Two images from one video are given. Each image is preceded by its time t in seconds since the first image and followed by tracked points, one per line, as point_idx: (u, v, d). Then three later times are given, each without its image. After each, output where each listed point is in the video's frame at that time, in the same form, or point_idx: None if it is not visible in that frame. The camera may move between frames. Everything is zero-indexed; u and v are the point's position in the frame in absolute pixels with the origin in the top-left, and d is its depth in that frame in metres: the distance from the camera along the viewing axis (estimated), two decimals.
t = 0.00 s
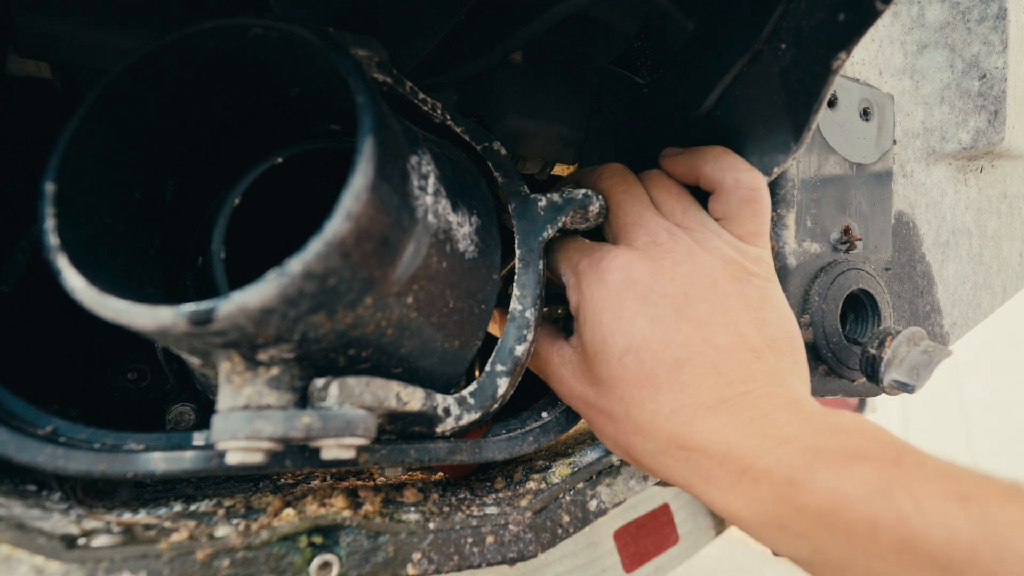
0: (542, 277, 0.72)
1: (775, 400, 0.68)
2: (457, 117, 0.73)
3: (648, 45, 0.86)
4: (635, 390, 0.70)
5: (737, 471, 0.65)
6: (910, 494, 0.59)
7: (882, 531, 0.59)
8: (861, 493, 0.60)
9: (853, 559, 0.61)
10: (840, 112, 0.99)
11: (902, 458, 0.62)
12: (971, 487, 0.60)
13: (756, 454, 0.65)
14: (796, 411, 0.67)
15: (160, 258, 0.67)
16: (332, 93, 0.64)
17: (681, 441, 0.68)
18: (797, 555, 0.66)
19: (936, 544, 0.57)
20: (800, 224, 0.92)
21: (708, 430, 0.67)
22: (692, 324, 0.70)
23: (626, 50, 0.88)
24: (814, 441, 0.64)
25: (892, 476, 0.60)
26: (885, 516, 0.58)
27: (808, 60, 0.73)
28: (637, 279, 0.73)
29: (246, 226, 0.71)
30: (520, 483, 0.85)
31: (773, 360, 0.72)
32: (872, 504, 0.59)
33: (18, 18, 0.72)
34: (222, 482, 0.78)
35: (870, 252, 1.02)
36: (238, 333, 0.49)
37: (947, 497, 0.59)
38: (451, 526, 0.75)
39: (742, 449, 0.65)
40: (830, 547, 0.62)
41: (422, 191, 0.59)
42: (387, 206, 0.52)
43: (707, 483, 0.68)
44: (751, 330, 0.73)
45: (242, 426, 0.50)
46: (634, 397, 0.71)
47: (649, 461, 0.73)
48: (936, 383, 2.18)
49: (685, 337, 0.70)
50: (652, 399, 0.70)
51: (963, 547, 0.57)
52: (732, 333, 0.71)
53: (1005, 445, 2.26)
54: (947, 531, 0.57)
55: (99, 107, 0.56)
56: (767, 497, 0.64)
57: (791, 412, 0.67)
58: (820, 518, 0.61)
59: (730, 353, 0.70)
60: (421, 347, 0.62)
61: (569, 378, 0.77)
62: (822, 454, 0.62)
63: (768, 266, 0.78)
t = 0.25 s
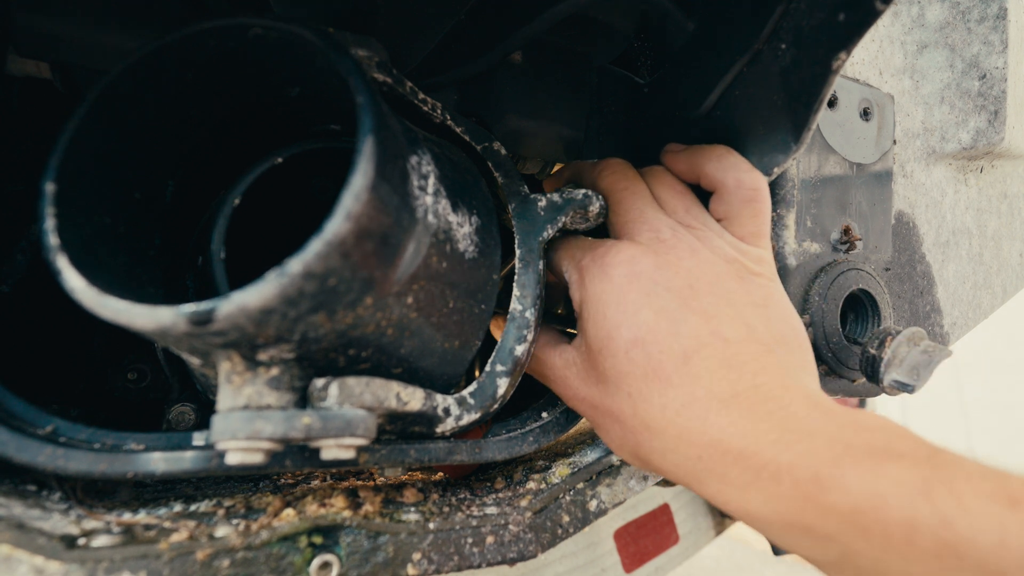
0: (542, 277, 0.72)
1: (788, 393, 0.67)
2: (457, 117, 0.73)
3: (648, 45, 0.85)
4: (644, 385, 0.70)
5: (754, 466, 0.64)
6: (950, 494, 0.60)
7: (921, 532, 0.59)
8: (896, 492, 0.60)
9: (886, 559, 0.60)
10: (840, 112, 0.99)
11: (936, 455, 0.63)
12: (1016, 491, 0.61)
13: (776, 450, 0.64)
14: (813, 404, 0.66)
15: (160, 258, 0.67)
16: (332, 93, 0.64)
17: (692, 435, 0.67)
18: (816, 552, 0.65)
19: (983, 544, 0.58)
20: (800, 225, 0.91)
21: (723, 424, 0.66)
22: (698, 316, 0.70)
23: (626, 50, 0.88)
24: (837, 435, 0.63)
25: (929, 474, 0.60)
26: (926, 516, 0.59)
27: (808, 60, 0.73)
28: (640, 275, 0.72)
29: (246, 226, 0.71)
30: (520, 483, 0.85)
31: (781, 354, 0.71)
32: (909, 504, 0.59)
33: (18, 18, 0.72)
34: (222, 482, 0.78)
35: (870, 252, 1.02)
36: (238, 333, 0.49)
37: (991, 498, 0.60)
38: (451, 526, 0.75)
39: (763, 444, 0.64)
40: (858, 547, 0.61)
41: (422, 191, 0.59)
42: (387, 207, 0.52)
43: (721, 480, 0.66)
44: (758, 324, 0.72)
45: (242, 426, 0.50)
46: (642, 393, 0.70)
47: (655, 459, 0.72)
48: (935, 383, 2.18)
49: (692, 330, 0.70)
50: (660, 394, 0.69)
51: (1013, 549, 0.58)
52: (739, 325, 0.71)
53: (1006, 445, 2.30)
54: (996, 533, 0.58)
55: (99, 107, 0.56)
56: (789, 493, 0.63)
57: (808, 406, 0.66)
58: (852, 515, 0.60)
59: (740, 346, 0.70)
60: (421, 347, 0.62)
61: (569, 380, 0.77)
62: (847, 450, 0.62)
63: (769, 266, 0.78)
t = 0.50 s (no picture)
0: (542, 277, 0.72)
1: (788, 397, 0.67)
2: (457, 117, 0.73)
3: (648, 45, 0.86)
4: (643, 396, 0.70)
5: (759, 479, 0.65)
6: (953, 512, 0.60)
7: (926, 550, 0.60)
8: (900, 510, 0.60)
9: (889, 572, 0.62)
10: (840, 112, 0.99)
11: (940, 467, 0.63)
12: (1019, 504, 0.62)
13: (781, 462, 0.64)
14: (816, 409, 0.66)
15: (160, 258, 0.67)
16: (332, 93, 0.64)
17: (693, 446, 0.68)
18: (819, 559, 0.66)
19: (984, 561, 0.59)
20: (800, 225, 0.91)
21: (722, 434, 0.66)
22: (692, 324, 0.70)
23: (626, 50, 0.89)
24: (842, 447, 0.63)
25: (934, 491, 0.61)
26: (929, 535, 0.60)
27: (808, 60, 0.73)
28: (633, 283, 0.74)
29: (246, 226, 0.71)
30: (520, 483, 0.85)
31: (782, 354, 0.71)
32: (913, 523, 0.60)
33: (18, 18, 0.72)
34: (222, 482, 0.78)
35: (870, 252, 1.02)
36: (238, 333, 0.49)
37: (996, 514, 0.61)
38: (451, 526, 0.75)
39: (765, 456, 0.64)
40: (863, 560, 0.62)
41: (422, 191, 0.59)
42: (387, 206, 0.52)
43: (724, 489, 0.67)
44: (756, 325, 0.72)
45: (242, 426, 0.50)
46: (643, 404, 0.70)
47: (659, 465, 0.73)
48: (935, 383, 2.18)
49: (686, 339, 0.69)
50: (659, 404, 0.69)
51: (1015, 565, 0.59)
52: (736, 329, 0.71)
53: (1005, 445, 2.28)
54: (998, 550, 0.59)
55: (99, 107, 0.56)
56: (794, 506, 0.63)
57: (811, 412, 0.66)
58: (857, 532, 0.61)
59: (735, 352, 0.69)
60: (421, 347, 0.62)
61: (574, 389, 0.78)
62: (853, 465, 0.62)
63: (767, 264, 0.78)
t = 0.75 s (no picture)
0: (541, 277, 0.72)
1: (768, 387, 0.65)
2: (457, 117, 0.73)
3: (648, 45, 0.86)
4: (624, 386, 0.71)
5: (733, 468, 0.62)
6: (942, 506, 0.55)
7: (913, 547, 0.55)
8: (881, 502, 0.56)
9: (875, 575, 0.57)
10: (840, 112, 0.99)
11: (927, 460, 0.58)
12: (1013, 500, 0.56)
13: (756, 451, 0.61)
14: (800, 401, 0.64)
15: (160, 258, 0.67)
16: (332, 93, 0.64)
17: (670, 435, 0.67)
18: (806, 564, 0.62)
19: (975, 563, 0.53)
20: (800, 225, 0.91)
21: (698, 422, 0.65)
22: (672, 315, 0.71)
23: (626, 50, 0.89)
24: (821, 437, 0.60)
25: (919, 482, 0.56)
26: (915, 531, 0.55)
27: (808, 60, 0.73)
28: (618, 283, 0.75)
29: (246, 226, 0.71)
30: (520, 483, 0.85)
31: (768, 350, 0.69)
32: (897, 516, 0.55)
33: (18, 18, 0.72)
34: (222, 482, 0.78)
35: (870, 252, 1.02)
36: (238, 333, 0.49)
37: (988, 510, 0.55)
38: (451, 526, 0.75)
39: (740, 445, 0.62)
40: (845, 560, 0.58)
41: (422, 191, 0.59)
42: (387, 206, 0.52)
43: (702, 481, 0.65)
44: (740, 321, 0.71)
45: (242, 426, 0.50)
46: (623, 395, 0.71)
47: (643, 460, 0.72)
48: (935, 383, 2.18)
49: (667, 329, 0.70)
50: (638, 393, 0.70)
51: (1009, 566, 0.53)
52: (719, 324, 0.71)
53: (1005, 446, 2.28)
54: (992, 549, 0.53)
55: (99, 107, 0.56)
56: (771, 498, 0.60)
57: (789, 402, 0.64)
58: (835, 526, 0.57)
59: (715, 342, 0.69)
60: (421, 347, 0.62)
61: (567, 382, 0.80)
62: (832, 454, 0.59)
63: (759, 270, 0.77)
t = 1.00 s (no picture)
0: (541, 277, 0.72)
1: (761, 399, 0.65)
2: (457, 117, 0.73)
3: (648, 45, 0.86)
4: (620, 394, 0.71)
5: (724, 478, 0.62)
6: (926, 511, 0.55)
7: (894, 553, 0.55)
8: (866, 510, 0.56)
9: None
10: (840, 112, 0.99)
11: (911, 469, 0.58)
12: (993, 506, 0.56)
13: (748, 460, 0.61)
14: (793, 413, 0.64)
15: (160, 258, 0.67)
16: (332, 93, 0.64)
17: (664, 445, 0.67)
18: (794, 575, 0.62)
19: (958, 568, 0.53)
20: (800, 225, 0.91)
21: (692, 432, 0.65)
22: (671, 323, 0.71)
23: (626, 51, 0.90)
24: (811, 446, 0.60)
25: (902, 489, 0.56)
26: (897, 535, 0.55)
27: (808, 60, 0.73)
28: (618, 287, 0.74)
29: (246, 226, 0.71)
30: (519, 483, 0.85)
31: (764, 362, 0.70)
32: (880, 521, 0.55)
33: (18, 18, 0.72)
34: (222, 482, 0.78)
35: (870, 252, 1.02)
36: (238, 333, 0.49)
37: (967, 514, 0.54)
38: (451, 526, 0.75)
39: (732, 453, 0.62)
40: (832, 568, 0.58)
41: (422, 191, 0.59)
42: (387, 207, 0.52)
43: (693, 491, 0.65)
44: (736, 331, 0.72)
45: (242, 426, 0.50)
46: (619, 401, 0.71)
47: (635, 469, 0.72)
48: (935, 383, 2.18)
49: (665, 337, 0.70)
50: (634, 400, 0.70)
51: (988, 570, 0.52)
52: (717, 333, 0.71)
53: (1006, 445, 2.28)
54: (975, 554, 0.53)
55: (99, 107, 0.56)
56: (760, 507, 0.60)
57: (781, 413, 0.64)
58: (822, 533, 0.57)
59: (712, 351, 0.69)
60: (421, 347, 0.62)
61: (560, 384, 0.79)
62: (819, 464, 0.59)
63: (754, 281, 0.78)
